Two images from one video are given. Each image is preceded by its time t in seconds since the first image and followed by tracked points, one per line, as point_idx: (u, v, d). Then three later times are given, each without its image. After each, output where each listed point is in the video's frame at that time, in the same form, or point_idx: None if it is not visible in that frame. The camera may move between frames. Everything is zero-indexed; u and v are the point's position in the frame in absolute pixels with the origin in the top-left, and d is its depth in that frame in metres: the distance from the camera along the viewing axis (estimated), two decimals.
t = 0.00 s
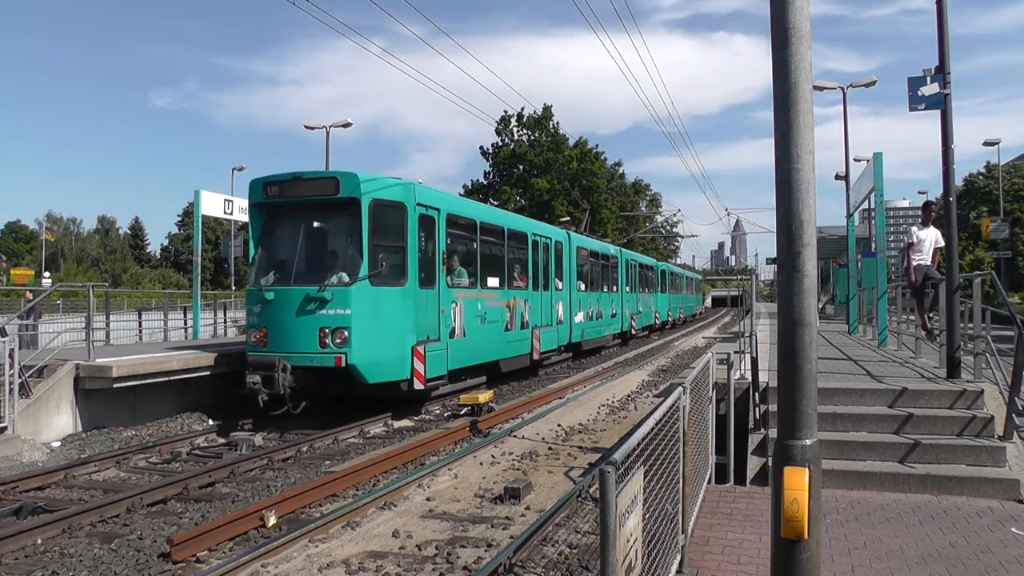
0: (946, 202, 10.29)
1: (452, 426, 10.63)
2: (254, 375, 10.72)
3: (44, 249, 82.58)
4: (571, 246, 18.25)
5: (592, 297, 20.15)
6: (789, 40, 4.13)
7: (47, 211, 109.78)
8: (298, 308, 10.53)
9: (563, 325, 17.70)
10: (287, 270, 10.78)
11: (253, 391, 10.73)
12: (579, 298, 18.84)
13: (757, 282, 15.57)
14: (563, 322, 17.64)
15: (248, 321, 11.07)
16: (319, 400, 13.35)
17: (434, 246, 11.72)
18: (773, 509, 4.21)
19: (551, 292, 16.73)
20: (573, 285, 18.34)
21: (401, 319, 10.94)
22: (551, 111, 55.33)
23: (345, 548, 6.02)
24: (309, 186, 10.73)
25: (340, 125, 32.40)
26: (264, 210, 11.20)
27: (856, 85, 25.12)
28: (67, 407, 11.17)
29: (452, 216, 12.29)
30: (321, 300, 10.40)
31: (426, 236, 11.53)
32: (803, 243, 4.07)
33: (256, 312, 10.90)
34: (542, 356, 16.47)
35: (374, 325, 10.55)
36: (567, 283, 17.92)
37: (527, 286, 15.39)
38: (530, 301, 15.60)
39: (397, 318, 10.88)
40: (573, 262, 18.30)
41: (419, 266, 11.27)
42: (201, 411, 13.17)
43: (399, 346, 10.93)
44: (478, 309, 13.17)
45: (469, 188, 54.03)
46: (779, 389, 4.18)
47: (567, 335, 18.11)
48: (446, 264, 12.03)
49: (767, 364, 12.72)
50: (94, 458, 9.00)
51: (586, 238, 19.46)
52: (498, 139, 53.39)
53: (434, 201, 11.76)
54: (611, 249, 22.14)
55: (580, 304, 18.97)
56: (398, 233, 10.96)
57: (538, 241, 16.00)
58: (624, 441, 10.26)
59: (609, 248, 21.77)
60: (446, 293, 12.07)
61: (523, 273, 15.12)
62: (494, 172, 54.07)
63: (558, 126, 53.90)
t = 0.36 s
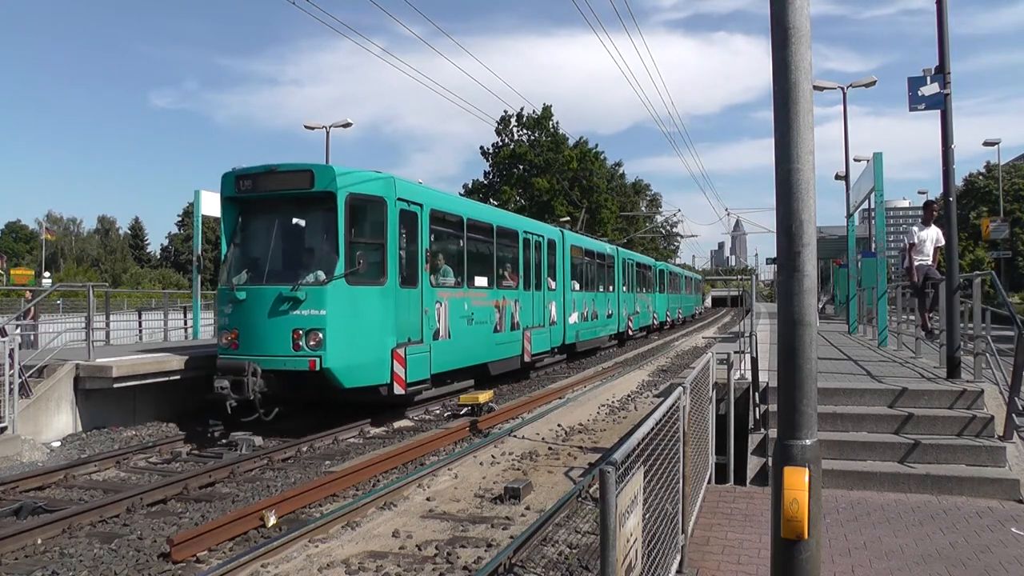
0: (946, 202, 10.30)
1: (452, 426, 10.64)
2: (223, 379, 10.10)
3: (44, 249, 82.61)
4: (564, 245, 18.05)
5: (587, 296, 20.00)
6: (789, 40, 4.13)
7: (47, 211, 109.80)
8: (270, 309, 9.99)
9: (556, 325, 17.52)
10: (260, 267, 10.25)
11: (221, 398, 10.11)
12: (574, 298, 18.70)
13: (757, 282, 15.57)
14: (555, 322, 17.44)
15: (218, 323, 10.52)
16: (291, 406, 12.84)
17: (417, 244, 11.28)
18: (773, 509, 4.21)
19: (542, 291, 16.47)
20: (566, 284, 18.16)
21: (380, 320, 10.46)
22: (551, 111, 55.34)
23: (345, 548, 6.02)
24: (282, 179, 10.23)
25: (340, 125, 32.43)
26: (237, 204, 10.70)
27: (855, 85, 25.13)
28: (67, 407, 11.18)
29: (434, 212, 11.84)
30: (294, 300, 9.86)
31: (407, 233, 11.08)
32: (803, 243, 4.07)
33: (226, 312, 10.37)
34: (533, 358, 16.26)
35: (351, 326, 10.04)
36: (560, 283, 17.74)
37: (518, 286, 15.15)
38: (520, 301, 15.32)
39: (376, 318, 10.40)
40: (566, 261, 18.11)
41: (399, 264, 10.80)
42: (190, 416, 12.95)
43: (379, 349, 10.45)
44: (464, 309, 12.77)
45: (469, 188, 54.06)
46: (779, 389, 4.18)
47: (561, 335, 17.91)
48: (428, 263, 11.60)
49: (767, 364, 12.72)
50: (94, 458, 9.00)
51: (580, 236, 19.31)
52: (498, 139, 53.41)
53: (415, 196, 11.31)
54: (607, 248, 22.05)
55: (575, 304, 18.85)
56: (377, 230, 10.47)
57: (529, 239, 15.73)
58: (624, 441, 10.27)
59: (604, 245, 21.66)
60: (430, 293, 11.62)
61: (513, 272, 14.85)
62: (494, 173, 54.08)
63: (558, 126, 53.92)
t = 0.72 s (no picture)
0: (946, 202, 10.29)
1: (452, 426, 10.64)
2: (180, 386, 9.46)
3: (44, 249, 82.66)
4: (555, 243, 17.78)
5: (581, 296, 19.75)
6: (789, 40, 4.13)
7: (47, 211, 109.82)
8: (232, 309, 9.37)
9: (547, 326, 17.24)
10: (223, 264, 9.63)
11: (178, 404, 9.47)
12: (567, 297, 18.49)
13: (757, 282, 15.56)
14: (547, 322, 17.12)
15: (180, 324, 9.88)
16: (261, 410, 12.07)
17: (393, 242, 10.73)
18: (772, 509, 4.21)
19: (531, 290, 16.04)
20: (558, 283, 17.87)
21: (352, 321, 9.85)
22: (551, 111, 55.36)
23: (345, 548, 6.02)
24: (247, 171, 9.64)
25: (340, 125, 32.45)
26: (199, 197, 10.07)
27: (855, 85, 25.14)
28: (67, 407, 11.15)
29: (412, 207, 11.27)
30: (259, 300, 9.27)
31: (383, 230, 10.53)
32: (803, 243, 4.07)
33: (187, 313, 9.73)
34: (523, 359, 15.90)
35: (318, 327, 9.43)
36: (552, 283, 17.46)
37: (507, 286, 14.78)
38: (508, 300, 14.89)
39: (348, 319, 9.79)
40: (558, 259, 17.82)
41: (372, 261, 10.20)
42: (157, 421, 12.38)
43: (350, 352, 9.83)
44: (446, 310, 12.26)
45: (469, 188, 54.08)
46: (779, 389, 4.18)
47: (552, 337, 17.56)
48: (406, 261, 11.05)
49: (767, 364, 12.73)
50: (94, 458, 9.00)
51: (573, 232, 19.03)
52: (498, 139, 53.45)
53: (391, 190, 10.74)
54: (602, 247, 21.91)
55: (568, 304, 18.64)
56: (349, 225, 9.86)
57: (517, 236, 15.32)
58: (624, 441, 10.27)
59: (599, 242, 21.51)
60: (408, 292, 11.07)
61: (500, 272, 14.45)
62: (493, 173, 54.10)
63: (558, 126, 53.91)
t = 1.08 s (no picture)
0: (946, 202, 10.29)
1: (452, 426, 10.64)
2: (117, 395, 8.75)
3: (44, 249, 82.68)
4: (542, 241, 17.35)
5: (570, 296, 19.41)
6: (789, 37, 4.13)
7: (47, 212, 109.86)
8: (179, 311, 8.71)
9: (534, 327, 16.84)
10: (171, 260, 8.99)
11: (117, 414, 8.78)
12: (557, 297, 18.21)
13: (757, 282, 15.55)
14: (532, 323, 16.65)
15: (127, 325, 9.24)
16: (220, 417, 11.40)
17: (360, 237, 10.10)
18: (772, 510, 4.21)
19: (514, 290, 15.50)
20: (545, 282, 17.47)
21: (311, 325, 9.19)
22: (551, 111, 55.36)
23: (345, 548, 6.02)
24: (197, 157, 9.01)
25: (340, 126, 32.45)
26: (147, 187, 9.43)
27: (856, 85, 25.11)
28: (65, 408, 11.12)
29: (382, 199, 10.66)
30: (207, 300, 8.62)
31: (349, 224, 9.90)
32: (803, 243, 4.07)
33: (133, 314, 9.08)
34: (507, 363, 15.42)
35: (272, 331, 8.78)
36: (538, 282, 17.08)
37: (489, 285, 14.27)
38: (489, 300, 14.34)
39: (308, 321, 9.13)
40: (544, 257, 17.40)
41: (335, 257, 9.56)
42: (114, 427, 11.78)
43: (309, 358, 9.17)
44: (420, 310, 11.69)
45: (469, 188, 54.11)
46: (778, 389, 4.17)
47: (538, 338, 17.11)
48: (376, 258, 10.43)
49: (767, 364, 12.73)
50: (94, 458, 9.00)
51: (562, 229, 18.65)
52: (499, 139, 53.46)
53: (358, 181, 10.10)
54: (594, 246, 21.67)
55: (558, 304, 18.37)
56: (308, 218, 9.21)
57: (500, 232, 14.76)
58: (624, 441, 10.27)
59: (590, 240, 21.24)
60: (377, 291, 10.45)
61: (481, 271, 13.90)
62: (494, 173, 54.13)
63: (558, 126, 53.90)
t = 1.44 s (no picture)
0: (946, 202, 10.28)
1: (452, 426, 10.64)
2: (28, 409, 7.54)
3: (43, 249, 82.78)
4: (526, 238, 16.57)
5: (557, 296, 18.68)
6: (789, 36, 4.13)
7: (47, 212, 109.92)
8: (105, 312, 7.69)
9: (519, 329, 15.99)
10: (100, 255, 7.96)
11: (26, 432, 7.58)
12: (544, 297, 17.57)
13: (757, 282, 15.53)
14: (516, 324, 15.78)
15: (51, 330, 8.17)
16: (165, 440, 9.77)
17: (315, 230, 9.12)
18: (772, 509, 4.21)
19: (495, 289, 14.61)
20: (529, 281, 16.67)
21: (255, 328, 8.16)
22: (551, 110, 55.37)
23: (345, 548, 6.02)
24: (128, 140, 8.03)
25: (340, 125, 32.47)
26: (76, 174, 8.41)
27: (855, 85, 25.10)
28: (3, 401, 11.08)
29: (342, 189, 9.68)
30: (135, 300, 7.60)
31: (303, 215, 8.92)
32: (803, 243, 4.07)
33: (58, 317, 8.02)
34: (488, 368, 14.48)
35: (209, 336, 7.76)
36: (524, 281, 16.30)
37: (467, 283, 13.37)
38: (467, 300, 13.42)
39: (252, 324, 8.13)
40: (529, 255, 16.65)
41: (284, 253, 8.56)
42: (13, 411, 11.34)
43: (252, 366, 8.12)
44: (388, 312, 10.74)
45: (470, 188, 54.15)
46: (779, 389, 4.18)
47: (521, 341, 16.20)
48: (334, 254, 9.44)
49: (767, 364, 12.74)
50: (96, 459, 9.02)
51: (548, 225, 17.93)
52: (499, 139, 53.50)
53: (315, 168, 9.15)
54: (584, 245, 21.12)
55: (546, 304, 17.73)
56: (253, 209, 8.23)
57: (478, 228, 13.85)
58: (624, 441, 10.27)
59: (580, 238, 20.70)
60: (335, 290, 9.46)
61: (457, 268, 13.00)
62: (494, 173, 54.16)
63: (559, 126, 53.92)
